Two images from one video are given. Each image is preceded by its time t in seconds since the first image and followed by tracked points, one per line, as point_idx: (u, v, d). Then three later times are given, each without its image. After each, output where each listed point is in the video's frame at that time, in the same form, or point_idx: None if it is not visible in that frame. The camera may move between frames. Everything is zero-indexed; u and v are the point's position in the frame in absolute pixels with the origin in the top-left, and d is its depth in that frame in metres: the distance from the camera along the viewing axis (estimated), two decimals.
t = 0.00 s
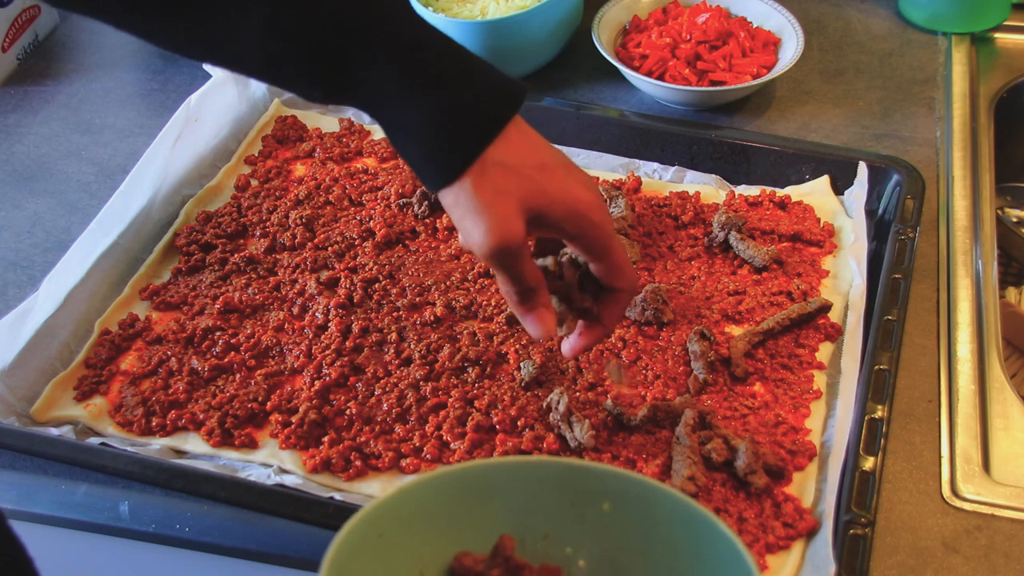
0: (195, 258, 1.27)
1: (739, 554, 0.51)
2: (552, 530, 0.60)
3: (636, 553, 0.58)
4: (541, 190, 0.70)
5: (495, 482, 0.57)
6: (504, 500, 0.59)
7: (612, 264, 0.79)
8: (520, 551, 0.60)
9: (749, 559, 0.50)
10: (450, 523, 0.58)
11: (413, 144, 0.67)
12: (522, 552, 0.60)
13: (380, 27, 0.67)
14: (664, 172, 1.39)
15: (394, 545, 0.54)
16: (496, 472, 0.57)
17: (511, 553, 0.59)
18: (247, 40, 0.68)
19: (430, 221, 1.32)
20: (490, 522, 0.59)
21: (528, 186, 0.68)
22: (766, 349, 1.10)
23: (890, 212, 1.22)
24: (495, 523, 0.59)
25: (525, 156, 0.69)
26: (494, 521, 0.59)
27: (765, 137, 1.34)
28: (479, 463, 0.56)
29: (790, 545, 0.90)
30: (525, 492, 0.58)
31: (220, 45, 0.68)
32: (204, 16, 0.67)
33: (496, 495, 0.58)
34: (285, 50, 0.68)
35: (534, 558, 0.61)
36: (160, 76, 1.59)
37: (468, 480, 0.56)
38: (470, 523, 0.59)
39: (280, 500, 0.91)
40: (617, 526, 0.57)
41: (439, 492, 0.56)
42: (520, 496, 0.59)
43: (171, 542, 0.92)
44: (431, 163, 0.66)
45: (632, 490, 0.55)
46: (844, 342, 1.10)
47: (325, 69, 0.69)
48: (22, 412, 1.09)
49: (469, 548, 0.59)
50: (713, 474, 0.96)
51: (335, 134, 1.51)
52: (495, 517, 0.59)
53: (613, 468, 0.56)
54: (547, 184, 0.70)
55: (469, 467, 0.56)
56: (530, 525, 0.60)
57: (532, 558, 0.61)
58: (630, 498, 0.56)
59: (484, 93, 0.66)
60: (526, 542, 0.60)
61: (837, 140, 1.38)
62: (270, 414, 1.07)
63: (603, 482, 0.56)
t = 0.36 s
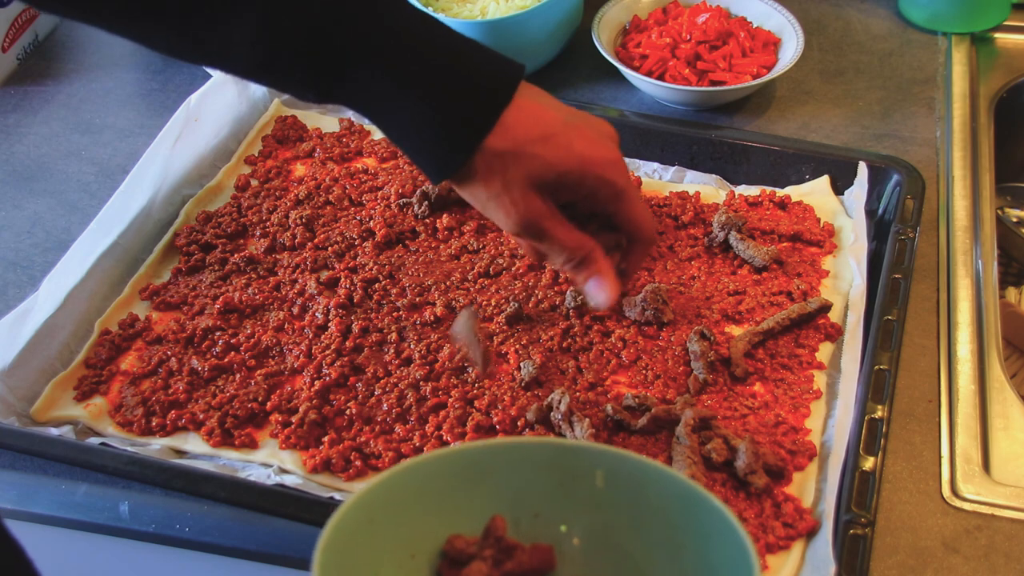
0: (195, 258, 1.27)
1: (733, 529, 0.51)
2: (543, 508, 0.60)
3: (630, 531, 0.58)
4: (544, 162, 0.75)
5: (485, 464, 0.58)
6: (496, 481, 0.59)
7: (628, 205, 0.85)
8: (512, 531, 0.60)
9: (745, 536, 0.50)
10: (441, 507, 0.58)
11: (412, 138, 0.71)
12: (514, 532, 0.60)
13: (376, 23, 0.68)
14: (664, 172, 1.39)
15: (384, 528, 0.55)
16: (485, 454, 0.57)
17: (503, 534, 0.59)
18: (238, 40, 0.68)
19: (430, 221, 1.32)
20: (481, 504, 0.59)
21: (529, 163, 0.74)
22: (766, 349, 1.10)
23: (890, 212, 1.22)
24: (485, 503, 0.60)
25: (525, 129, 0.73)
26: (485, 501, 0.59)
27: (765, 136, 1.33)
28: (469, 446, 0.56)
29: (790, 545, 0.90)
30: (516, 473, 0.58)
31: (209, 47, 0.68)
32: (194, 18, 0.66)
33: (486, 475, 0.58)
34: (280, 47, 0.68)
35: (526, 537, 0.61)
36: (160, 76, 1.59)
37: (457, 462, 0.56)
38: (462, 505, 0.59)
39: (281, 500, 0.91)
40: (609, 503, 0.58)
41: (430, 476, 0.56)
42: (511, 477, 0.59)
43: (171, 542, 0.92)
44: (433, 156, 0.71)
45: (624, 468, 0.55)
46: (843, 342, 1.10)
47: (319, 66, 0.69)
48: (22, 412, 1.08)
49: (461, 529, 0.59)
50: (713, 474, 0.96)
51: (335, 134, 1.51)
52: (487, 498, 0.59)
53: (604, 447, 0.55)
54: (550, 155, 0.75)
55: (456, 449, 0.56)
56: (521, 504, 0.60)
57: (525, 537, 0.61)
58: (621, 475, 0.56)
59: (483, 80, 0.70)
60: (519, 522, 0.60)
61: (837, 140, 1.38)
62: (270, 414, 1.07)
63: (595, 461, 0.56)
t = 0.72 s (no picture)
0: (195, 258, 1.27)
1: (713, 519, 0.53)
2: (528, 504, 0.62)
3: (613, 525, 0.60)
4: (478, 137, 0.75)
5: (474, 459, 0.60)
6: (483, 476, 0.61)
7: (568, 185, 0.83)
8: (499, 527, 0.62)
9: (724, 523, 0.52)
10: (429, 502, 0.60)
11: (362, 125, 0.71)
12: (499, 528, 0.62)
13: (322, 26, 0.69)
14: (664, 172, 1.39)
15: (374, 522, 0.56)
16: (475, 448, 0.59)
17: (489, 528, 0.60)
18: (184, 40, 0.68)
19: (430, 221, 1.32)
20: (469, 499, 0.61)
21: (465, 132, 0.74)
22: (766, 349, 1.10)
23: (890, 212, 1.22)
24: (471, 499, 0.61)
25: (463, 103, 0.74)
26: (470, 497, 0.61)
27: (764, 136, 1.34)
28: (457, 441, 0.59)
29: (790, 545, 0.90)
30: (504, 467, 0.61)
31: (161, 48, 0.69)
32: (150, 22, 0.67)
33: (474, 471, 0.60)
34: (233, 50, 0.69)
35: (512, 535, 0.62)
36: (160, 76, 1.59)
37: (445, 456, 0.58)
38: (449, 501, 0.61)
39: (281, 500, 0.92)
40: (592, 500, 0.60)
41: (420, 471, 0.58)
42: (498, 472, 0.61)
43: (171, 542, 0.92)
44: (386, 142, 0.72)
45: (607, 463, 0.58)
46: (843, 342, 1.10)
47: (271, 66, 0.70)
48: (22, 412, 1.08)
49: (447, 525, 0.61)
50: (713, 474, 0.96)
51: (335, 134, 1.51)
52: (474, 493, 0.61)
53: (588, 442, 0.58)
54: (486, 123, 0.76)
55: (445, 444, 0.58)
56: (505, 500, 0.62)
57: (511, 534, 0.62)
58: (605, 469, 0.58)
59: (424, 60, 0.71)
60: (505, 518, 0.62)
61: (837, 140, 1.38)
62: (270, 414, 1.07)
63: (579, 455, 0.58)
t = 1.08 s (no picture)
0: (195, 258, 1.28)
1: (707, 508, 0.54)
2: (522, 492, 0.63)
3: (606, 510, 0.61)
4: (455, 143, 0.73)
5: (467, 449, 0.61)
6: (477, 465, 0.62)
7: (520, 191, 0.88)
8: (493, 515, 0.64)
9: (717, 505, 0.54)
10: (424, 491, 0.61)
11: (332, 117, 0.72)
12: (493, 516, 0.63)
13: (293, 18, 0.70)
14: (664, 172, 1.39)
15: (370, 510, 0.57)
16: (468, 439, 0.60)
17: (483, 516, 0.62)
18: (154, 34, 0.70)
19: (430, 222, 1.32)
20: (464, 488, 0.63)
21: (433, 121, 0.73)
22: (766, 349, 1.10)
23: (890, 212, 1.22)
24: (464, 488, 0.63)
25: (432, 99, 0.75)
26: (463, 486, 0.63)
27: (764, 136, 1.34)
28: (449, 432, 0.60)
29: (790, 545, 0.89)
30: (498, 456, 0.62)
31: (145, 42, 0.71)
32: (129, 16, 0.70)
33: (468, 460, 0.62)
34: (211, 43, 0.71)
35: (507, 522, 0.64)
36: (160, 76, 1.59)
37: (439, 447, 0.60)
38: (444, 490, 0.62)
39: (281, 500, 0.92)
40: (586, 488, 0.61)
41: (414, 462, 0.59)
42: (492, 461, 0.62)
43: (171, 542, 0.92)
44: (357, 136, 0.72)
45: (600, 450, 0.59)
46: (843, 342, 1.10)
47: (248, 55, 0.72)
48: (22, 411, 1.08)
49: (441, 514, 0.62)
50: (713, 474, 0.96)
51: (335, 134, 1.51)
52: (469, 482, 0.63)
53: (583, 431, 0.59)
54: (456, 121, 0.77)
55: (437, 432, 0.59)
56: (497, 488, 0.63)
57: (505, 521, 0.64)
58: (598, 456, 0.59)
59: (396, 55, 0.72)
60: (499, 505, 0.64)
61: (837, 139, 1.38)
62: (270, 414, 1.07)
63: (570, 442, 0.59)
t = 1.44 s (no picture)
0: (195, 258, 1.28)
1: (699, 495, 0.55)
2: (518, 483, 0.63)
3: (602, 502, 0.61)
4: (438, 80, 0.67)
5: (464, 442, 0.61)
6: (473, 458, 0.62)
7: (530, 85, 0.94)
8: (490, 507, 0.64)
9: (713, 499, 0.54)
10: (420, 483, 0.61)
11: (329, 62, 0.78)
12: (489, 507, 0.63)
13: None
14: (664, 172, 1.39)
15: (365, 505, 0.57)
16: (463, 431, 0.60)
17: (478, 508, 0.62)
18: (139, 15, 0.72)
19: (431, 221, 1.32)
20: (460, 480, 0.63)
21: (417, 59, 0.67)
22: (766, 349, 1.10)
23: (890, 212, 1.22)
24: (460, 481, 0.63)
25: (435, 17, 0.81)
26: (459, 478, 0.63)
27: (764, 136, 1.34)
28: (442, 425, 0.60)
29: (790, 545, 0.90)
30: (494, 448, 0.62)
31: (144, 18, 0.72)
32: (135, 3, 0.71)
33: (462, 454, 0.62)
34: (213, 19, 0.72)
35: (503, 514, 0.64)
36: (160, 76, 1.59)
37: (435, 440, 0.60)
38: (439, 483, 0.62)
39: (281, 500, 0.91)
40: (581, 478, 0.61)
41: (410, 455, 0.59)
42: (488, 453, 0.62)
43: (171, 542, 0.92)
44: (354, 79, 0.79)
45: (597, 442, 0.59)
46: (843, 343, 1.10)
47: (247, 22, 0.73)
48: (22, 412, 1.08)
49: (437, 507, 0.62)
50: (712, 474, 0.96)
51: (335, 134, 1.51)
52: (465, 474, 0.63)
53: (579, 422, 0.60)
54: (459, 34, 0.83)
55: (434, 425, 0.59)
56: (493, 480, 0.63)
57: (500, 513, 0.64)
58: (595, 449, 0.59)
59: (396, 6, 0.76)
60: (495, 497, 0.64)
61: (837, 139, 1.38)
62: (270, 414, 1.07)
63: (566, 433, 0.60)
